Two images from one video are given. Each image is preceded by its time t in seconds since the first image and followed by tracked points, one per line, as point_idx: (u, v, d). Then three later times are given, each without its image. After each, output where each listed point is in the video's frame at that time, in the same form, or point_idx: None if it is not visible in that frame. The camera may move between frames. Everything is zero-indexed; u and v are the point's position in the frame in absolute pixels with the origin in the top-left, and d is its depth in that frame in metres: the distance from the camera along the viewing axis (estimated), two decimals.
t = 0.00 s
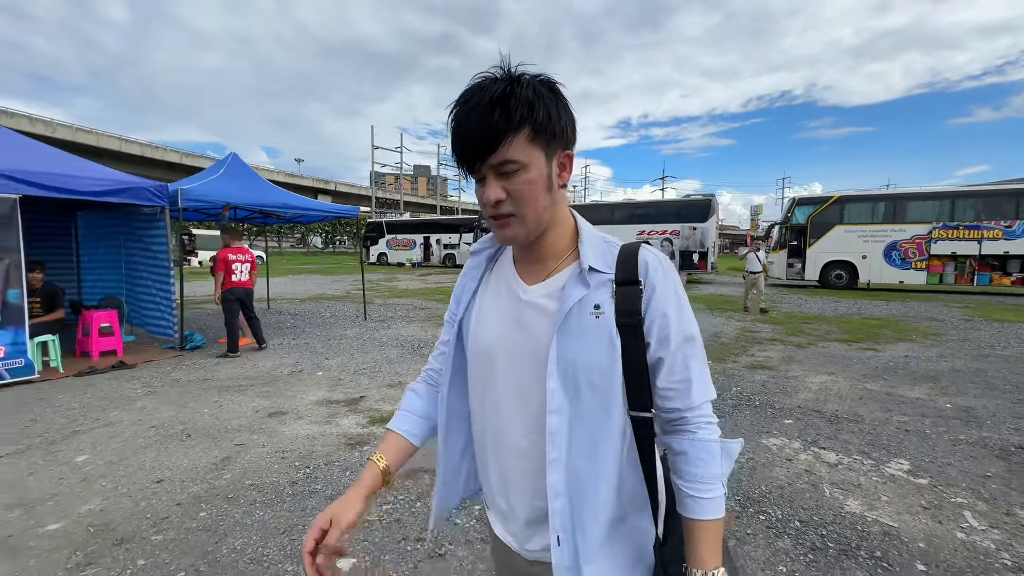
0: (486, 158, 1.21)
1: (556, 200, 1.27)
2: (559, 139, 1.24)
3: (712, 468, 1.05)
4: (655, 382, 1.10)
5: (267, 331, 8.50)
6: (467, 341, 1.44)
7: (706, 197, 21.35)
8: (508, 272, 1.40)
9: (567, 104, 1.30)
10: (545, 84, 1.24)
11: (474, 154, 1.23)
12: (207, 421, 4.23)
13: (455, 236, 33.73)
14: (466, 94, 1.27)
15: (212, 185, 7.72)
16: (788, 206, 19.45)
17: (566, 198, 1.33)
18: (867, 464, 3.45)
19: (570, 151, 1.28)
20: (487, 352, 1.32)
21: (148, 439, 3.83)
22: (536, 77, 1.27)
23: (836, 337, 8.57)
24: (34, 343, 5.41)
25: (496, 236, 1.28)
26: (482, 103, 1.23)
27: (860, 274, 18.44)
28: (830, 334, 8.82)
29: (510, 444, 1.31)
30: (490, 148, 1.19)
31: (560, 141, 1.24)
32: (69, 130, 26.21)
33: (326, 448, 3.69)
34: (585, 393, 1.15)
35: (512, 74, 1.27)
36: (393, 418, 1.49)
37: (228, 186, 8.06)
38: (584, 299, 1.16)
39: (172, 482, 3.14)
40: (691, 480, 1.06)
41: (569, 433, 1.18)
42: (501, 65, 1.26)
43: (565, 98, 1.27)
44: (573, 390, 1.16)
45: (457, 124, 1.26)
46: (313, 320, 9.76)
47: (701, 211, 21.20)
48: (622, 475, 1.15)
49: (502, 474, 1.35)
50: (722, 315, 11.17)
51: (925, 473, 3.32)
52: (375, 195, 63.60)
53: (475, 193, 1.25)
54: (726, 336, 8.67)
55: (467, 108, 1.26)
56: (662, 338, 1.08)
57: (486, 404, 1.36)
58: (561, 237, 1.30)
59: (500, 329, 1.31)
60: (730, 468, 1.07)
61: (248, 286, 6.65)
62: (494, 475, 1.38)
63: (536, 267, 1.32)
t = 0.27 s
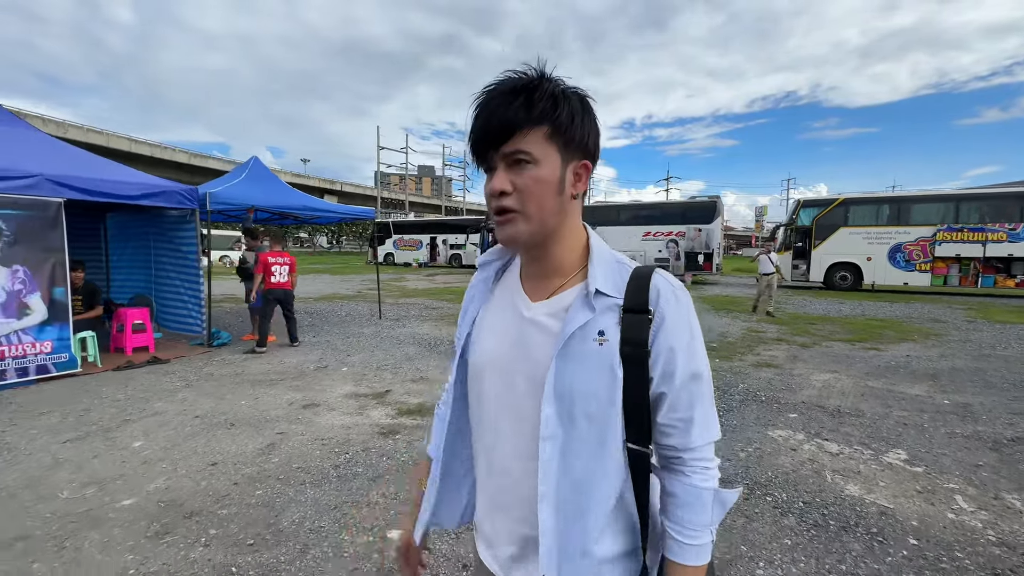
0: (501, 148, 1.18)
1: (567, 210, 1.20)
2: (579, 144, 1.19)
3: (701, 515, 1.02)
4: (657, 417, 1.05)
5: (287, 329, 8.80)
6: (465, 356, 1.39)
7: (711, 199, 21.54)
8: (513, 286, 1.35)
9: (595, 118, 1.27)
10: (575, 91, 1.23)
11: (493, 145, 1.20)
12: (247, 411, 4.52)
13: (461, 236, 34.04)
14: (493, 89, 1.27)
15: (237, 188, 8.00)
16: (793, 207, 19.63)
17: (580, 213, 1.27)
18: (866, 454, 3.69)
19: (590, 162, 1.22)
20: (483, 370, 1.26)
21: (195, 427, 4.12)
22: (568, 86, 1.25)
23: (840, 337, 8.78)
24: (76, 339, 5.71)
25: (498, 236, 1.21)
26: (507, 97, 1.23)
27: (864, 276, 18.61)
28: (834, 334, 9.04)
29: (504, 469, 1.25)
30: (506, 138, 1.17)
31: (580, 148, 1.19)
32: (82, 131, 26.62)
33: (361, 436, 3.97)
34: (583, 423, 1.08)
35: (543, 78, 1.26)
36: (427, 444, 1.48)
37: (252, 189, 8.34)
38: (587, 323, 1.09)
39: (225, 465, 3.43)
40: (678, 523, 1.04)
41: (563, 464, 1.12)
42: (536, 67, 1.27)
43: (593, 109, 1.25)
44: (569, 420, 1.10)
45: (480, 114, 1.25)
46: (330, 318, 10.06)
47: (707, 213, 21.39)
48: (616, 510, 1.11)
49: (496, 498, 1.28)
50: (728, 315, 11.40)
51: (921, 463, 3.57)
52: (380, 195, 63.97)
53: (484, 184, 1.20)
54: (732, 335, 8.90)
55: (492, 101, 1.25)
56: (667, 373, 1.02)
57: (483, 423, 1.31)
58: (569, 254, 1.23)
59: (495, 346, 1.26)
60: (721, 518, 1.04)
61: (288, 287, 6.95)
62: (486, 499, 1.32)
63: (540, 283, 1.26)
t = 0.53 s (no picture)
0: (518, 126, 1.22)
1: (584, 186, 1.23)
2: (595, 122, 1.22)
3: (736, 481, 1.00)
4: (685, 387, 1.06)
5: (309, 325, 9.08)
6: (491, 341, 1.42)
7: (719, 199, 21.67)
8: (534, 269, 1.37)
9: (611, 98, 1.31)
10: (593, 71, 1.27)
11: (510, 123, 1.25)
12: (285, 401, 4.80)
13: (469, 236, 34.32)
14: (511, 70, 1.31)
15: (262, 188, 8.29)
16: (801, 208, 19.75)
17: (596, 191, 1.31)
18: (873, 442, 3.91)
19: (606, 140, 1.24)
20: (511, 352, 1.29)
21: (240, 414, 4.40)
22: (584, 67, 1.29)
23: (847, 335, 8.96)
24: (117, 333, 6.00)
25: (517, 212, 1.25)
26: (525, 78, 1.27)
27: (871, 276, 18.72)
28: (842, 333, 9.22)
29: (533, 449, 1.27)
30: (524, 117, 1.22)
31: (597, 125, 1.22)
32: (97, 132, 27.07)
33: (395, 423, 4.24)
34: (611, 399, 1.09)
35: (560, 60, 1.30)
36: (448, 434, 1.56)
37: (277, 189, 8.62)
38: (611, 298, 1.11)
39: (274, 447, 3.70)
40: (710, 490, 1.01)
41: (592, 442, 1.12)
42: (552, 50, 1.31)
43: (608, 88, 1.28)
44: (597, 397, 1.11)
45: (497, 96, 1.30)
46: (348, 315, 10.35)
47: (715, 213, 21.52)
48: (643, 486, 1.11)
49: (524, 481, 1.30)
50: (736, 314, 11.59)
51: (925, 450, 3.79)
52: (386, 195, 64.35)
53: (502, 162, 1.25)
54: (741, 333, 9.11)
55: (509, 82, 1.30)
56: (694, 342, 1.03)
57: (510, 406, 1.33)
58: (587, 232, 1.27)
59: (522, 328, 1.28)
60: (757, 486, 1.01)
61: (319, 284, 7.78)
62: (515, 484, 1.33)
63: (561, 263, 1.30)
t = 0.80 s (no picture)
0: (509, 168, 1.27)
1: (574, 222, 1.27)
2: (583, 160, 1.26)
3: (727, 508, 1.02)
4: (673, 415, 1.08)
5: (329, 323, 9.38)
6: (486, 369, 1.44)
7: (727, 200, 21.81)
8: (528, 299, 1.40)
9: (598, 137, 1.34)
10: (579, 111, 1.30)
11: (501, 166, 1.29)
12: (319, 394, 5.09)
13: (476, 236, 34.61)
14: (501, 113, 1.35)
15: (286, 191, 8.59)
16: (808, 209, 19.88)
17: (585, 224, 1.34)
18: (877, 435, 4.14)
19: (594, 177, 1.29)
20: (507, 383, 1.32)
21: (280, 405, 4.69)
22: (571, 107, 1.32)
23: (854, 335, 9.14)
24: (155, 330, 6.31)
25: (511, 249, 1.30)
26: (514, 121, 1.31)
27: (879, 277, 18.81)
28: (848, 333, 9.41)
29: (531, 477, 1.29)
30: (514, 159, 1.26)
31: (585, 164, 1.26)
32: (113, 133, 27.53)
33: (426, 415, 4.50)
34: (603, 428, 1.12)
35: (548, 100, 1.33)
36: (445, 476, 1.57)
37: (300, 192, 8.93)
38: (601, 329, 1.13)
39: (317, 435, 3.98)
40: (704, 518, 1.04)
41: (587, 469, 1.15)
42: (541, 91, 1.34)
43: (594, 126, 1.32)
44: (591, 426, 1.13)
45: (489, 136, 1.33)
46: (365, 314, 10.65)
47: (722, 214, 21.67)
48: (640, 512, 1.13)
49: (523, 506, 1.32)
50: (744, 313, 11.78)
51: (927, 442, 4.02)
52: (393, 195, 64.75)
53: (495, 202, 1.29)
54: (750, 333, 9.32)
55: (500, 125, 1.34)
56: (682, 372, 1.04)
57: (507, 436, 1.35)
58: (579, 263, 1.30)
59: (518, 359, 1.31)
60: (747, 509, 1.04)
61: (340, 282, 8.05)
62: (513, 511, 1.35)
63: (554, 295, 1.32)
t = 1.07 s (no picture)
0: (504, 145, 1.32)
1: (565, 196, 1.34)
2: (574, 139, 1.32)
3: (706, 454, 1.07)
4: (656, 369, 1.13)
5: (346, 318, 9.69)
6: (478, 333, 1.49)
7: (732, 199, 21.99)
8: (521, 267, 1.46)
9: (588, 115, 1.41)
10: (570, 90, 1.36)
11: (496, 143, 1.34)
12: (347, 383, 5.39)
13: (483, 235, 34.87)
14: (495, 92, 1.39)
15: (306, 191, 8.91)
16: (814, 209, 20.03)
17: (577, 199, 1.42)
18: (876, 422, 4.39)
19: (584, 154, 1.36)
20: (500, 342, 1.37)
21: (312, 393, 4.99)
22: (564, 87, 1.38)
23: (858, 332, 9.34)
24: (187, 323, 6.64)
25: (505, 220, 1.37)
26: (507, 100, 1.36)
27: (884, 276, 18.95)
28: (852, 330, 9.62)
29: (520, 432, 1.34)
30: (509, 136, 1.31)
31: (575, 142, 1.33)
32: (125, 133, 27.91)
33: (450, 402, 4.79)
34: (592, 378, 1.19)
35: (542, 79, 1.38)
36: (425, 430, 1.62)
37: (320, 192, 9.24)
38: (592, 287, 1.22)
39: (351, 419, 4.27)
40: (683, 462, 1.07)
41: (576, 419, 1.21)
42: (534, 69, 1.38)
43: (584, 106, 1.37)
44: (579, 377, 1.21)
45: (483, 114, 1.38)
46: (379, 310, 10.95)
47: (728, 213, 21.85)
48: (624, 460, 1.17)
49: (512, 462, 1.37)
50: (750, 311, 12.00)
51: (923, 428, 4.27)
52: (398, 194, 65.06)
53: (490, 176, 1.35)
54: (755, 330, 9.54)
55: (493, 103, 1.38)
56: (665, 326, 1.11)
57: (499, 394, 1.40)
58: (571, 232, 1.38)
59: (511, 319, 1.37)
60: (724, 457, 1.09)
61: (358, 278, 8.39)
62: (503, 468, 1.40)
63: (545, 261, 1.39)
